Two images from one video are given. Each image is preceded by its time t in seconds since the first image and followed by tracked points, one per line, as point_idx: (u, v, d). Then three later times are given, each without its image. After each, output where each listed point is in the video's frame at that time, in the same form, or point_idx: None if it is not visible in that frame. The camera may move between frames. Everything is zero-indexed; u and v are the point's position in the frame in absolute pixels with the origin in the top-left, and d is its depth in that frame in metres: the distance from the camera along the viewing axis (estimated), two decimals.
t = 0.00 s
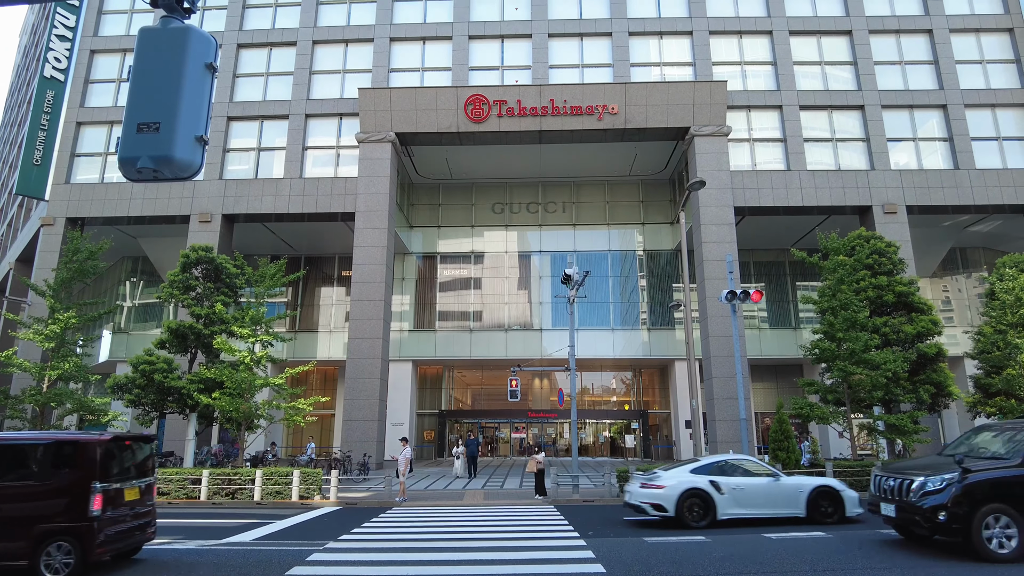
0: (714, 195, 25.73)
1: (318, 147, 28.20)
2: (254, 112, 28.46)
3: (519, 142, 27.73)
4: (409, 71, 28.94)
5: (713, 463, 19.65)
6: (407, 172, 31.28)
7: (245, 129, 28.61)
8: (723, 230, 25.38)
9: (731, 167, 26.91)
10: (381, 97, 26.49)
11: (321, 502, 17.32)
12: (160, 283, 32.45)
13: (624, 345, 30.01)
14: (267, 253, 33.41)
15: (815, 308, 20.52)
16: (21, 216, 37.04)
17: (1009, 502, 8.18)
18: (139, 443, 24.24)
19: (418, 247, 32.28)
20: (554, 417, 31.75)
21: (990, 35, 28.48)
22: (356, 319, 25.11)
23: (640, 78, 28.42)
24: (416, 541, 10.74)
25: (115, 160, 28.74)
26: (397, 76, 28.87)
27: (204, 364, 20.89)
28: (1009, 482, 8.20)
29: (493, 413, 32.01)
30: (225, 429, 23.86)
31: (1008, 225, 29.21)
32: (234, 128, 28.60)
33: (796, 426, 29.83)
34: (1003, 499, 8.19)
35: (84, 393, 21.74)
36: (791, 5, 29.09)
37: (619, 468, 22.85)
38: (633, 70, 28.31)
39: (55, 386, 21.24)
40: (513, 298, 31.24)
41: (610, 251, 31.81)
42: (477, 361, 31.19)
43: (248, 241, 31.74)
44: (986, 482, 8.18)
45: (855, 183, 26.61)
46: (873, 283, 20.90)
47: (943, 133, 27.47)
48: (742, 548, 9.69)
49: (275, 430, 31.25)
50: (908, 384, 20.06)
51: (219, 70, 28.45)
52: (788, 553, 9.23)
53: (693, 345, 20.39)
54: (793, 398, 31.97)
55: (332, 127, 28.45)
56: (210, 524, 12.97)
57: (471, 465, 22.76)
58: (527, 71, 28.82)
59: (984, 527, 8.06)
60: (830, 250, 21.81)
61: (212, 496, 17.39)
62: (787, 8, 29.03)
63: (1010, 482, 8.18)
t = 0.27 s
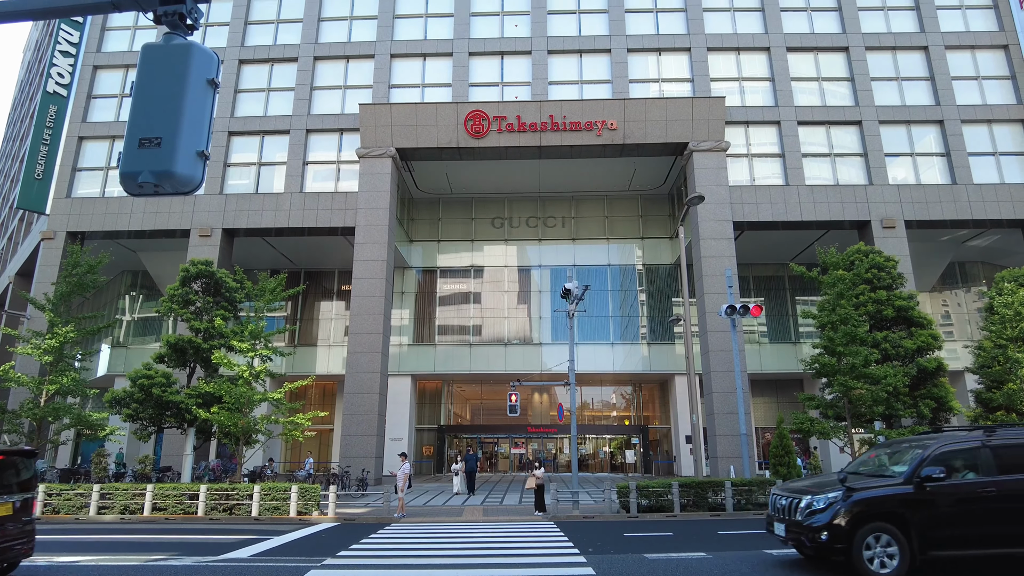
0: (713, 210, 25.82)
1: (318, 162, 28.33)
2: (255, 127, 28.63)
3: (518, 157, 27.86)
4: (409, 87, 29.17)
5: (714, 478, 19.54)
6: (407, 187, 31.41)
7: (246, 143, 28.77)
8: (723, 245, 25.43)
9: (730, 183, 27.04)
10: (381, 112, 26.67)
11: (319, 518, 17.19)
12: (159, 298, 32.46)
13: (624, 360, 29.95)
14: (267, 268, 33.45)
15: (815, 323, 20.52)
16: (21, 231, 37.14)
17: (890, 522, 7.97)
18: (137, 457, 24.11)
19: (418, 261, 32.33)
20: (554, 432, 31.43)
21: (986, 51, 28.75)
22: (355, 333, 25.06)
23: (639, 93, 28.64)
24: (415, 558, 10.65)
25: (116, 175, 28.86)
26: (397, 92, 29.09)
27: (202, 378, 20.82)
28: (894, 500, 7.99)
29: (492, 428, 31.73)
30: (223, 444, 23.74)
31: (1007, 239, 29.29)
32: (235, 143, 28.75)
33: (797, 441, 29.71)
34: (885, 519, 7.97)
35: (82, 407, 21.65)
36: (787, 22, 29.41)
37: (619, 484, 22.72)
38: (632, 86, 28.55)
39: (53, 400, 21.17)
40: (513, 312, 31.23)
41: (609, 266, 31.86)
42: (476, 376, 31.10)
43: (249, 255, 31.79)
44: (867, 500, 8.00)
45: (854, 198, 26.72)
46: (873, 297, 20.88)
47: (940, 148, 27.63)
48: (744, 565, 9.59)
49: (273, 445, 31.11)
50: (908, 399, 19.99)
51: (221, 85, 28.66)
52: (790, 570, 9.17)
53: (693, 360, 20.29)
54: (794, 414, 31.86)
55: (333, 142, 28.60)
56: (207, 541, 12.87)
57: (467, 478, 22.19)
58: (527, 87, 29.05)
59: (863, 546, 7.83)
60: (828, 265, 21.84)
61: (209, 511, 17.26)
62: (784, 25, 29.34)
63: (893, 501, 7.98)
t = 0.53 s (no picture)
0: (712, 223, 25.88)
1: (319, 175, 28.43)
2: (256, 140, 28.76)
3: (518, 171, 27.97)
4: (410, 101, 29.36)
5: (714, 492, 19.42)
6: (407, 200, 31.51)
7: (246, 156, 28.88)
8: (722, 258, 25.46)
9: (729, 196, 27.13)
10: (382, 126, 26.81)
11: (317, 532, 17.06)
12: (158, 310, 32.42)
13: (623, 373, 29.88)
14: (267, 280, 33.45)
15: (815, 336, 20.51)
16: (21, 243, 37.16)
17: (775, 539, 8.09)
18: (134, 471, 23.96)
19: (417, 274, 32.36)
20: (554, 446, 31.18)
21: (982, 66, 28.99)
22: (355, 345, 25.00)
23: (638, 107, 28.82)
24: (413, 572, 10.55)
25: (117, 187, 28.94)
26: (398, 106, 29.26)
27: (201, 391, 20.74)
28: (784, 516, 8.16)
29: (491, 441, 31.40)
30: (221, 457, 23.61)
31: (1005, 252, 29.36)
32: (236, 156, 28.87)
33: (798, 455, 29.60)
34: (769, 536, 8.09)
35: (80, 420, 21.56)
36: (785, 37, 29.69)
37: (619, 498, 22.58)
38: (631, 100, 28.75)
39: (51, 413, 21.09)
40: (512, 325, 31.20)
41: (609, 279, 31.89)
42: (475, 389, 31.00)
43: (248, 268, 31.81)
44: (754, 516, 8.15)
45: (853, 211, 26.79)
46: (872, 310, 20.85)
47: (938, 162, 27.77)
48: None
49: (271, 459, 30.95)
50: (909, 413, 19.93)
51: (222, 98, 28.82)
52: None
53: (693, 373, 20.22)
54: (794, 427, 31.76)
55: (333, 156, 28.72)
56: (203, 555, 12.75)
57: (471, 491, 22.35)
58: (526, 101, 29.23)
59: (746, 565, 7.93)
60: (828, 278, 21.86)
61: (207, 525, 17.14)
62: (782, 40, 29.61)
63: (779, 517, 8.13)
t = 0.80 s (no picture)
0: (712, 233, 25.92)
1: (319, 185, 28.50)
2: (256, 150, 28.85)
3: (517, 181, 28.03)
4: (410, 111, 29.51)
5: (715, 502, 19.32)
6: (407, 210, 31.58)
7: (247, 166, 28.96)
8: (721, 268, 25.48)
9: (728, 206, 27.20)
10: (382, 136, 26.91)
11: (315, 543, 16.95)
12: (157, 319, 32.36)
13: (623, 383, 29.81)
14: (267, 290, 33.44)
15: (814, 345, 20.50)
16: (21, 253, 37.14)
17: (662, 555, 8.06)
18: (132, 481, 23.82)
19: (417, 283, 32.36)
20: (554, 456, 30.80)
21: (979, 77, 29.16)
22: (354, 355, 24.95)
23: (637, 118, 28.95)
24: None
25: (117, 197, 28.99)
26: (398, 116, 29.39)
27: (200, 401, 20.66)
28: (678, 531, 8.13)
29: (489, 451, 31.06)
30: (220, 467, 23.49)
31: (1004, 262, 29.41)
32: (236, 166, 28.94)
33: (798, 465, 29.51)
34: (653, 549, 8.08)
35: (78, 430, 21.47)
36: (783, 49, 29.88)
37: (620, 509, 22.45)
38: (630, 111, 28.89)
39: (49, 423, 21.01)
40: (512, 334, 31.17)
41: (608, 288, 31.90)
42: (475, 399, 30.90)
43: (248, 277, 31.82)
44: (638, 530, 8.16)
45: (852, 221, 26.84)
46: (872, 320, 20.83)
47: (936, 172, 27.87)
48: None
49: (270, 469, 30.80)
50: (910, 422, 19.87)
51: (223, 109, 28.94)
52: None
53: (693, 384, 20.05)
54: (795, 437, 31.67)
55: (333, 166, 28.81)
56: (201, 566, 12.64)
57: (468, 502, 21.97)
58: (526, 112, 29.36)
59: None
60: (827, 288, 21.88)
61: (204, 536, 17.03)
62: (780, 51, 29.81)
63: (664, 532, 8.11)
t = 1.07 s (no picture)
0: (711, 240, 25.95)
1: (319, 192, 28.54)
2: (256, 157, 28.91)
3: (517, 188, 28.07)
4: (410, 119, 29.60)
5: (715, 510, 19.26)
6: (407, 217, 31.62)
7: (247, 174, 29.02)
8: (720, 275, 25.50)
9: (728, 213, 27.26)
10: (382, 144, 26.98)
11: (314, 550, 16.88)
12: (156, 326, 32.32)
13: (623, 390, 29.76)
14: (266, 296, 33.43)
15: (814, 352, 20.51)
16: (20, 259, 37.11)
17: (544, 562, 8.01)
18: (130, 489, 23.72)
19: (416, 290, 32.37)
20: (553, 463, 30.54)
21: (977, 85, 29.28)
22: (353, 362, 24.92)
23: (636, 126, 29.05)
24: None
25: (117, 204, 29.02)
26: (398, 124, 29.48)
27: (199, 408, 20.60)
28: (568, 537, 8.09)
29: (490, 459, 31.01)
30: (218, 474, 23.41)
31: (1004, 269, 29.45)
32: (236, 172, 28.99)
33: (798, 473, 29.45)
34: (536, 560, 8.03)
35: (77, 437, 21.40)
36: (782, 57, 30.02)
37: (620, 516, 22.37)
38: (629, 119, 28.99)
39: (47, 429, 20.95)
40: (511, 341, 31.14)
41: (608, 295, 31.91)
42: (474, 406, 30.82)
43: (248, 284, 31.82)
44: (523, 538, 8.09)
45: (851, 229, 26.87)
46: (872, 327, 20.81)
47: (934, 179, 27.95)
48: None
49: (269, 477, 30.71)
50: (910, 430, 19.84)
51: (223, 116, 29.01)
52: None
53: (692, 390, 20.10)
54: (795, 444, 31.61)
55: (333, 173, 28.87)
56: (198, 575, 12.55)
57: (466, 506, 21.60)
58: (526, 119, 29.45)
59: None
60: (826, 294, 21.90)
61: (203, 544, 16.96)
62: (779, 59, 29.95)
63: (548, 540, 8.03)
